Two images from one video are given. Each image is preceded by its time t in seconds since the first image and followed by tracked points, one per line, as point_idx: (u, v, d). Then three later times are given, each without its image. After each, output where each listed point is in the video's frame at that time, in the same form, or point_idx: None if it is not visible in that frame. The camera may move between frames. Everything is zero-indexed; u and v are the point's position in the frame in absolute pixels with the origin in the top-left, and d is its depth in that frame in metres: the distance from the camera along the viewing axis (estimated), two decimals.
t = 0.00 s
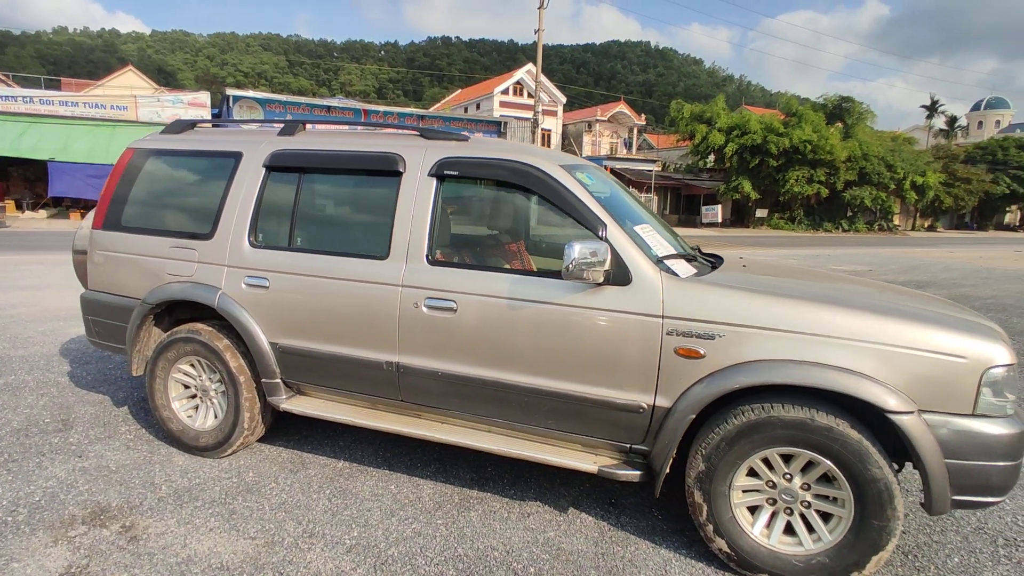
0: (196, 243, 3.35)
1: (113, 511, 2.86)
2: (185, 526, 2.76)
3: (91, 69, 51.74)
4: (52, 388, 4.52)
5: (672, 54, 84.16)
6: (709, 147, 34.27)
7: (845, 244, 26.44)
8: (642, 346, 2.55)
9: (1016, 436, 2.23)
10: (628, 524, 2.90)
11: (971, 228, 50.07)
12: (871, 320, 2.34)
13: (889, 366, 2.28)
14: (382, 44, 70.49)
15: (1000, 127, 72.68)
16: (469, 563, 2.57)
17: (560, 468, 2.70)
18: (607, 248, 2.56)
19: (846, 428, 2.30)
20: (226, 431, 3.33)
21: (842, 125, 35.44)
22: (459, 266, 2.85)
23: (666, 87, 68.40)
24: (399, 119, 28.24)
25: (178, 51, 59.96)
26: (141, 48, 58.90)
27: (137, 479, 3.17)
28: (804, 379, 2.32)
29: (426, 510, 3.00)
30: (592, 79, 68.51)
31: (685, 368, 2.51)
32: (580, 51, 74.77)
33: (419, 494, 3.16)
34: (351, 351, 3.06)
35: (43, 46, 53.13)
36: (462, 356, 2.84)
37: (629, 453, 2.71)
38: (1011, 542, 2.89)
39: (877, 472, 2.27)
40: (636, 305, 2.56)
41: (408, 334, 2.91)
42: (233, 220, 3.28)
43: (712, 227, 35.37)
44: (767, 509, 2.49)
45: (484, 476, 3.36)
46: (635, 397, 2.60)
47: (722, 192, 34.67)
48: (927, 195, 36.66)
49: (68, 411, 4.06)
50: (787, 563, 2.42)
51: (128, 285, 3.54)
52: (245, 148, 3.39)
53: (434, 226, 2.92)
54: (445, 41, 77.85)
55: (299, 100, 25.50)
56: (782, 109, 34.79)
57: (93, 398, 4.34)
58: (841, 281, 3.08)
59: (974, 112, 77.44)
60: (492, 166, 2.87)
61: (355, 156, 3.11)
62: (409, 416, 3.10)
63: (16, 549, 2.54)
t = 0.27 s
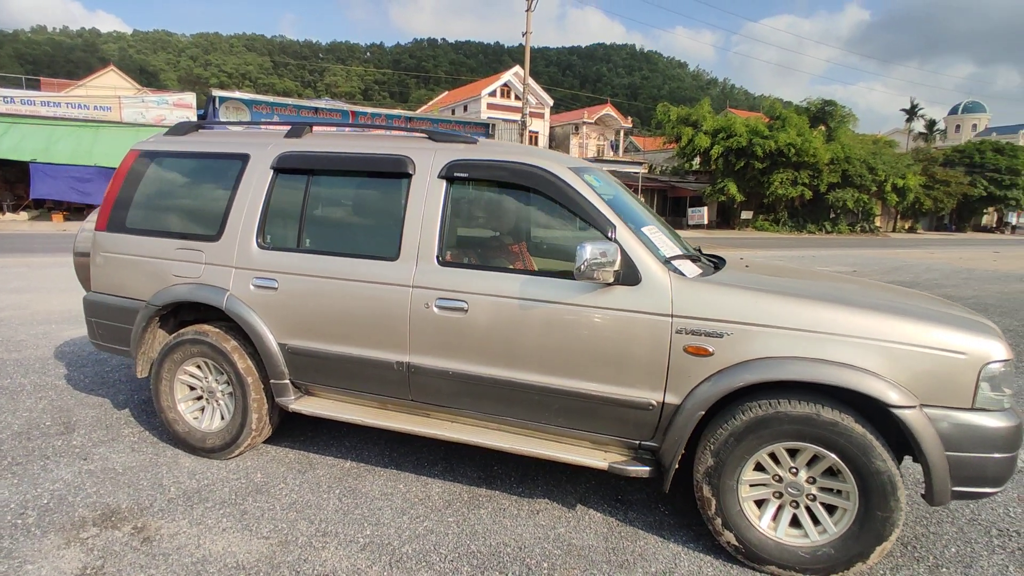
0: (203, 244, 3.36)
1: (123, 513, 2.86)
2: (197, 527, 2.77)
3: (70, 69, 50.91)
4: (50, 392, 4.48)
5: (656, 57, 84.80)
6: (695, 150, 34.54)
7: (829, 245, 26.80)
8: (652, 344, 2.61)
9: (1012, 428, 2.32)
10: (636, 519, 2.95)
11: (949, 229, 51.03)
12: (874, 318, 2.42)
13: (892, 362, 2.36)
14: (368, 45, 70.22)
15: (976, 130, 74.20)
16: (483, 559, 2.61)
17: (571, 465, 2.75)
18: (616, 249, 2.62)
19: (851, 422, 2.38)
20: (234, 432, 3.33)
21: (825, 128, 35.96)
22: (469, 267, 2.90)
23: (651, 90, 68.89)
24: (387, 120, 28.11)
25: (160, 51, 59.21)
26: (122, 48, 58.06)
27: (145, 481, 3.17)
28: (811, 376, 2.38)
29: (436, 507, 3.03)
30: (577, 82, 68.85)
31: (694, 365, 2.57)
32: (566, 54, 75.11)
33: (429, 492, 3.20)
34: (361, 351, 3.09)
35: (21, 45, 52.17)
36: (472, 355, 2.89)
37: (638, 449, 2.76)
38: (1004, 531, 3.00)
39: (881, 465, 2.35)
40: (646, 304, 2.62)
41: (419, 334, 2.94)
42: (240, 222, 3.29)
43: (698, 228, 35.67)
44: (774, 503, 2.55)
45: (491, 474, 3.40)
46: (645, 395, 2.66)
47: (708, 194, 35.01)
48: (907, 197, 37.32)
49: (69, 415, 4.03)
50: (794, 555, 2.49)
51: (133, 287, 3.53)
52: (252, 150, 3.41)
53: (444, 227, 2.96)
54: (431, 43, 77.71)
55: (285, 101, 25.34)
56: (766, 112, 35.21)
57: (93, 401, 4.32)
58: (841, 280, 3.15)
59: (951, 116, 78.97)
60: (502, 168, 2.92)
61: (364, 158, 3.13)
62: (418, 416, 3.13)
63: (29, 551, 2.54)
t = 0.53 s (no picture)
0: (211, 247, 3.39)
1: (136, 514, 2.87)
2: (211, 527, 2.80)
3: (52, 70, 50.19)
4: (51, 395, 4.47)
5: (643, 60, 85.43)
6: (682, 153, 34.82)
7: (814, 247, 27.20)
8: (659, 344, 2.69)
9: (1004, 421, 2.42)
10: (641, 515, 3.03)
11: (930, 231, 51.91)
12: (873, 318, 2.52)
13: (891, 360, 2.46)
14: (355, 47, 70.00)
15: (955, 134, 75.60)
16: (495, 555, 2.67)
17: (580, 463, 2.82)
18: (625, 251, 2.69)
19: (851, 418, 2.47)
20: (243, 433, 3.36)
21: (809, 132, 36.47)
22: (479, 269, 2.95)
23: (638, 94, 69.42)
24: (376, 123, 28.06)
25: (143, 53, 58.57)
26: (104, 49, 57.33)
27: (155, 482, 3.19)
28: (814, 373, 2.47)
29: (445, 506, 3.08)
30: (565, 85, 69.15)
31: (700, 364, 2.65)
32: (553, 57, 75.44)
33: (437, 491, 3.24)
34: (371, 352, 3.13)
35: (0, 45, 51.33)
36: (482, 356, 2.94)
37: (645, 446, 2.84)
38: (994, 523, 3.12)
39: (880, 459, 2.44)
40: (653, 305, 2.70)
41: (429, 335, 3.00)
42: (249, 224, 3.33)
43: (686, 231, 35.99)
44: (777, 497, 2.64)
45: (497, 473, 3.46)
46: (652, 393, 2.74)
47: (695, 197, 35.35)
48: (890, 200, 37.94)
49: (72, 418, 4.03)
50: (797, 547, 2.57)
51: (139, 290, 3.55)
52: (260, 154, 3.44)
53: (453, 231, 3.02)
54: (417, 45, 77.63)
55: (274, 103, 25.20)
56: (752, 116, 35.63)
57: (94, 404, 4.31)
58: (836, 281, 3.26)
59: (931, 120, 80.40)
60: (510, 173, 2.99)
61: (373, 163, 3.19)
62: (427, 416, 3.18)
63: (45, 553, 2.55)
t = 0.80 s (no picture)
0: (216, 250, 3.40)
1: (142, 516, 2.87)
2: (219, 528, 2.81)
3: (33, 71, 49.44)
4: (48, 399, 4.44)
5: (630, 64, 86.00)
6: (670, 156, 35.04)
7: (800, 250, 27.51)
8: (663, 343, 2.75)
9: (997, 417, 2.51)
10: (645, 512, 3.08)
11: (913, 234, 52.71)
12: (871, 317, 2.59)
13: (889, 358, 2.53)
14: (342, 50, 69.77)
15: (936, 139, 76.87)
16: (503, 552, 2.71)
17: (587, 461, 2.86)
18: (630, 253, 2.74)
19: (850, 415, 2.55)
20: (247, 435, 3.37)
21: (794, 136, 36.93)
22: (485, 271, 3.00)
23: (625, 97, 69.84)
24: (365, 126, 27.96)
25: (127, 54, 57.91)
26: (87, 49, 56.60)
27: (160, 485, 3.19)
28: (814, 371, 2.55)
29: (452, 505, 3.12)
30: (552, 89, 69.44)
31: (703, 363, 2.71)
32: (540, 61, 75.73)
33: (443, 491, 3.28)
34: (377, 354, 3.16)
35: None
36: (489, 356, 2.99)
37: (649, 445, 2.89)
38: (985, 516, 3.22)
39: (879, 454, 2.51)
40: (658, 306, 2.75)
41: (436, 336, 3.04)
42: (254, 227, 3.35)
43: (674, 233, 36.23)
44: (778, 493, 2.71)
45: (501, 473, 3.50)
46: (656, 392, 2.79)
47: (682, 200, 35.65)
48: (873, 203, 38.49)
49: (72, 422, 4.01)
50: (798, 541, 2.64)
51: (142, 293, 3.55)
52: (265, 157, 3.46)
53: (459, 233, 3.07)
54: (405, 47, 77.53)
55: (262, 106, 24.96)
56: (738, 120, 36.01)
57: (93, 408, 4.29)
58: (831, 281, 3.34)
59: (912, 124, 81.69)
60: (515, 177, 3.04)
61: (379, 166, 3.22)
62: (433, 416, 3.22)
63: (53, 556, 2.55)
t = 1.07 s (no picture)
0: (216, 252, 3.37)
1: (143, 521, 2.84)
2: (222, 532, 2.79)
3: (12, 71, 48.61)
4: (39, 404, 4.37)
5: (616, 68, 86.55)
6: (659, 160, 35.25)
7: (786, 252, 27.80)
8: (667, 344, 2.77)
9: (994, 414, 2.56)
10: (647, 512, 3.10)
11: (895, 236, 53.51)
12: (871, 317, 2.64)
13: (889, 356, 2.57)
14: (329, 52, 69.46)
15: (916, 142, 78.18)
16: (509, 553, 2.71)
17: (591, 460, 2.87)
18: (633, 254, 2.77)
19: (852, 413, 2.58)
20: (247, 439, 3.35)
21: (780, 139, 37.35)
22: (489, 272, 3.00)
23: (612, 101, 70.23)
24: (353, 128, 27.87)
25: (110, 55, 57.17)
26: (68, 50, 55.78)
27: (158, 490, 3.15)
28: (816, 370, 2.58)
29: (454, 507, 3.12)
30: (540, 92, 69.68)
31: (707, 363, 2.74)
32: (528, 64, 75.98)
33: (445, 493, 3.27)
34: (380, 356, 3.15)
35: None
36: (493, 357, 2.99)
37: (652, 445, 2.91)
38: (980, 512, 3.28)
39: (880, 451, 2.55)
40: (661, 307, 2.78)
41: (439, 338, 3.04)
42: (254, 228, 3.33)
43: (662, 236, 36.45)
44: (781, 491, 2.74)
45: (502, 474, 3.50)
46: (660, 392, 2.81)
47: (670, 202, 35.94)
48: (857, 206, 39.03)
49: (65, 427, 3.95)
50: (801, 539, 2.67)
51: (139, 296, 3.51)
52: (264, 159, 3.45)
53: (461, 235, 3.07)
54: (393, 50, 77.34)
55: (249, 107, 24.69)
56: (725, 124, 36.35)
57: (86, 412, 4.23)
58: (828, 282, 3.39)
59: (894, 129, 83.01)
60: (517, 179, 3.05)
61: (381, 168, 3.22)
62: (435, 418, 3.21)
63: (53, 562, 2.51)
